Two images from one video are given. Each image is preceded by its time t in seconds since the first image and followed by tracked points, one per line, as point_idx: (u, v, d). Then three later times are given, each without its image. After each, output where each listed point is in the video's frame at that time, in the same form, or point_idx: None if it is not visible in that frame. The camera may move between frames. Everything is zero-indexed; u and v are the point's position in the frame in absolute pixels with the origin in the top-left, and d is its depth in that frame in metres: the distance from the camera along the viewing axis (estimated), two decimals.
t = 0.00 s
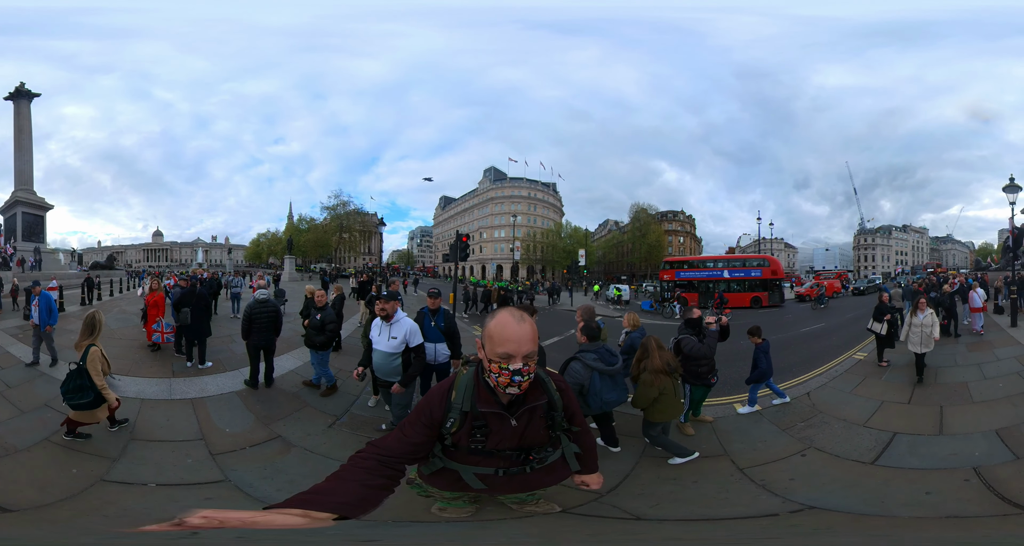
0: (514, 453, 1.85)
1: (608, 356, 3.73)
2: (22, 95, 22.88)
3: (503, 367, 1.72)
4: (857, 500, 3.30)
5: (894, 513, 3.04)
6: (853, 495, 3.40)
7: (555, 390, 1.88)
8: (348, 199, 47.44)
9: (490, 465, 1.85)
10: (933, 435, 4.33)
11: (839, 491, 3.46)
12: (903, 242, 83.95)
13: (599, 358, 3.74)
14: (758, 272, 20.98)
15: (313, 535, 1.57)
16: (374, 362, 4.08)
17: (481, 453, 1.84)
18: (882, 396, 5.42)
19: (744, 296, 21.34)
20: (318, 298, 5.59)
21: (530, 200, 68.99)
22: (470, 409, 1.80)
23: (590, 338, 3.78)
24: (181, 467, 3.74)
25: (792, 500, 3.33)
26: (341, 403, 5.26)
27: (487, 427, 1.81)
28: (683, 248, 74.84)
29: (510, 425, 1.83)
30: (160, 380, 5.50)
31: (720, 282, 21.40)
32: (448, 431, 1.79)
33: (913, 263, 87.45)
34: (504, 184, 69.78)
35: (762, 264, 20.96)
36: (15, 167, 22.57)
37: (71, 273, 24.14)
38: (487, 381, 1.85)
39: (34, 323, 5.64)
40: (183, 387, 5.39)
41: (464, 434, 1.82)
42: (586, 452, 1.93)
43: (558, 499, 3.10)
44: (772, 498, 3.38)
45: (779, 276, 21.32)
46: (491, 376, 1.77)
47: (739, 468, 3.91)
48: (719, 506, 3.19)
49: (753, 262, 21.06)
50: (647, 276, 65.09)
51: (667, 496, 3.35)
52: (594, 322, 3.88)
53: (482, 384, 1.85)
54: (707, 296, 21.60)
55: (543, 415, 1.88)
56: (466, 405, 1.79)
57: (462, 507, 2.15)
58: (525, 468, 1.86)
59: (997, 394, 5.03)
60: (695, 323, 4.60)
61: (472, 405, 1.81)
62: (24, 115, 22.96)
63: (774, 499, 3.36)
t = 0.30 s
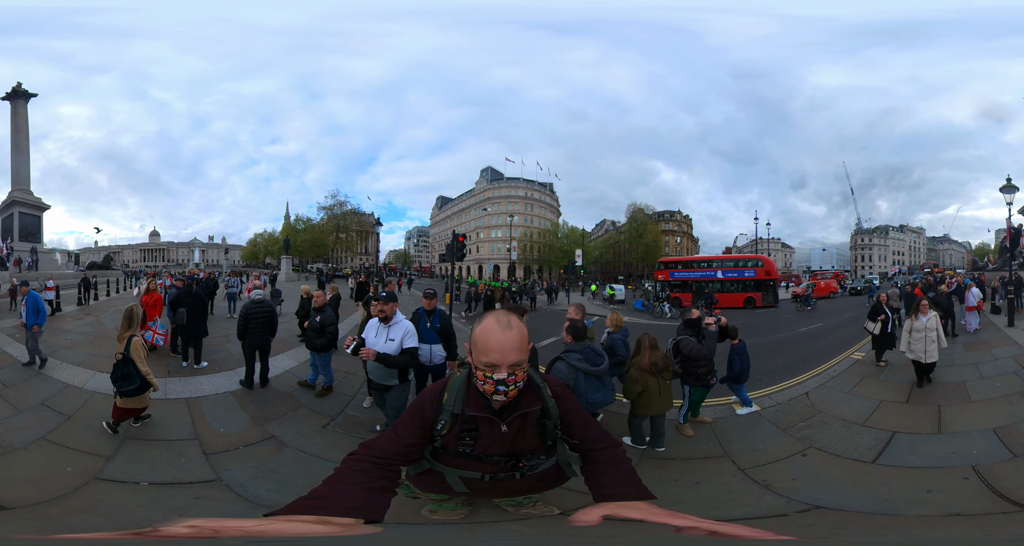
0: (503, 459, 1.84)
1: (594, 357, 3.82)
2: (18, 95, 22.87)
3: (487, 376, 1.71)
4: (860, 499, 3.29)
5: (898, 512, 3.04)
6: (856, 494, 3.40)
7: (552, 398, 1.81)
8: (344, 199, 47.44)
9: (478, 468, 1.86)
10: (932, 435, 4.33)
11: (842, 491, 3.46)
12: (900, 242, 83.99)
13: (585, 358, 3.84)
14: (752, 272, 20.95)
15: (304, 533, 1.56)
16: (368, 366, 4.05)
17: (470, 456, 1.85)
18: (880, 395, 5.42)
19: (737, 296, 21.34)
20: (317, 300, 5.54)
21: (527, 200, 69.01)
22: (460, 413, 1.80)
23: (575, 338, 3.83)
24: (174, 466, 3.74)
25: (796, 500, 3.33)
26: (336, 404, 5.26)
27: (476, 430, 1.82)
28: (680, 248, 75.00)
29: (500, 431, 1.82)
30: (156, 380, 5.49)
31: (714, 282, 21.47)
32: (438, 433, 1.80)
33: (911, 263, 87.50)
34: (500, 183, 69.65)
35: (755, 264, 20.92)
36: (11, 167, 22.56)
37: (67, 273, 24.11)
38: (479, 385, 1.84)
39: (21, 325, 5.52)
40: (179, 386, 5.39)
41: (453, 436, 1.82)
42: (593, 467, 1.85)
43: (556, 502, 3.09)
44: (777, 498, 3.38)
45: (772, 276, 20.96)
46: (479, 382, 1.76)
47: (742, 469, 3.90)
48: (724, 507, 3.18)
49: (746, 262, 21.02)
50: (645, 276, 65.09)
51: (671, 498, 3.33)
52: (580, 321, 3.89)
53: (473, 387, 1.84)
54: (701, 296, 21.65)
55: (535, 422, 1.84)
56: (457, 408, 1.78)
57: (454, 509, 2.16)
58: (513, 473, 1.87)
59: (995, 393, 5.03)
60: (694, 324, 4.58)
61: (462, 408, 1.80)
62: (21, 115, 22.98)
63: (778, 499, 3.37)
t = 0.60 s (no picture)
0: (486, 463, 1.85)
1: (583, 355, 3.82)
2: (14, 95, 22.81)
3: (475, 383, 1.74)
4: (857, 500, 3.29)
5: (894, 512, 3.04)
6: (853, 494, 3.40)
7: (544, 408, 1.80)
8: (341, 200, 47.44)
9: (461, 471, 1.87)
10: (929, 435, 4.33)
11: (840, 491, 3.47)
12: (898, 242, 84.09)
13: (575, 357, 3.84)
14: (743, 272, 20.94)
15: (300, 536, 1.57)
16: (366, 368, 4.04)
17: (455, 459, 1.86)
18: (877, 395, 5.43)
19: (728, 296, 21.36)
20: (316, 301, 5.50)
21: (524, 200, 69.04)
22: (451, 414, 1.81)
23: (565, 338, 3.84)
24: (170, 467, 3.73)
25: (794, 500, 3.34)
26: (332, 405, 5.26)
27: (464, 433, 1.84)
28: (677, 248, 75.05)
29: (486, 436, 1.84)
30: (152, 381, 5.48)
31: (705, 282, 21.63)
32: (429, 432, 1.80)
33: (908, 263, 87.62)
34: (497, 184, 69.67)
35: (747, 264, 20.84)
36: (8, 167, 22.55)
37: (64, 273, 24.09)
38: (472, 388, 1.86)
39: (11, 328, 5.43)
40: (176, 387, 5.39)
41: (441, 437, 1.85)
42: (584, 482, 1.82)
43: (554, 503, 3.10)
44: (773, 498, 3.38)
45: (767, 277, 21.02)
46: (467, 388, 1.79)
47: (739, 469, 3.90)
48: (723, 507, 3.18)
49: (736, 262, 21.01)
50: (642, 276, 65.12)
51: (669, 499, 3.33)
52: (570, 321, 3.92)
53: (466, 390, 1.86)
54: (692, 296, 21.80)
55: (523, 430, 1.85)
56: (448, 409, 1.79)
57: (449, 510, 2.14)
58: (495, 478, 1.88)
59: (992, 393, 5.04)
60: (690, 325, 4.60)
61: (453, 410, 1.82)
62: (17, 115, 22.93)
63: (776, 499, 3.36)
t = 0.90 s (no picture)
0: (483, 458, 1.83)
1: (574, 348, 3.99)
2: (12, 95, 22.83)
3: (472, 380, 1.75)
4: (844, 501, 3.30)
5: (874, 514, 3.05)
6: (841, 495, 3.41)
7: (540, 404, 1.80)
8: (338, 199, 47.45)
9: (458, 464, 1.86)
10: (922, 436, 4.34)
11: (830, 491, 3.48)
12: (894, 242, 84.29)
13: (567, 350, 4.03)
14: (732, 272, 20.92)
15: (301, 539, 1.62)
16: (364, 365, 4.04)
17: (454, 453, 1.86)
18: (871, 395, 5.44)
19: (717, 296, 21.39)
20: (317, 300, 5.50)
21: (520, 200, 69.16)
22: (450, 409, 1.82)
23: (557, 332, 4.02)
24: (169, 468, 3.74)
25: (781, 499, 3.34)
26: (330, 404, 5.25)
27: (462, 427, 1.83)
28: (673, 248, 75.09)
29: (484, 430, 1.83)
30: (149, 381, 5.49)
31: (695, 282, 21.89)
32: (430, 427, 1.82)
33: (904, 262, 87.80)
34: (494, 183, 69.66)
35: (736, 264, 20.80)
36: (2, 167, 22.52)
37: (62, 272, 24.15)
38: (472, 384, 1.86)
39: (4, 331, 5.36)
40: (173, 387, 5.39)
41: (440, 430, 1.85)
42: (568, 478, 1.88)
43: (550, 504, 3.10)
44: (761, 497, 3.38)
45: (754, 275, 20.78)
46: (466, 385, 1.79)
47: (730, 469, 3.91)
48: (712, 505, 3.20)
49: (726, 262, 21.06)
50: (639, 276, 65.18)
51: (655, 496, 3.36)
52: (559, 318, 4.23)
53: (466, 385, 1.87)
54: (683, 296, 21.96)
55: (518, 426, 1.83)
56: (447, 404, 1.80)
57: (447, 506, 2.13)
58: (491, 472, 1.85)
59: (988, 394, 5.06)
60: (683, 323, 4.60)
61: (452, 405, 1.82)
62: (14, 115, 22.97)
63: (763, 499, 3.36)
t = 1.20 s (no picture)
0: (468, 461, 1.85)
1: (562, 345, 4.27)
2: (7, 95, 22.83)
3: (452, 395, 1.76)
4: (846, 504, 3.29)
5: (887, 516, 3.03)
6: (840, 497, 3.41)
7: (528, 411, 1.81)
8: (334, 200, 47.45)
9: (446, 467, 1.88)
10: (921, 438, 4.34)
11: (830, 494, 3.47)
12: (891, 243, 84.39)
13: (555, 347, 4.28)
14: (720, 272, 20.94)
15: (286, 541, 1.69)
16: (354, 363, 4.06)
17: (440, 455, 1.89)
18: (869, 397, 5.44)
19: (706, 296, 21.51)
20: (312, 299, 5.57)
21: (517, 200, 69.24)
22: (432, 412, 1.89)
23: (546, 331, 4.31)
24: (169, 466, 3.74)
25: (780, 503, 3.33)
26: (326, 404, 5.24)
27: (446, 430, 1.88)
28: (669, 248, 75.18)
29: (467, 434, 1.86)
30: (147, 381, 5.48)
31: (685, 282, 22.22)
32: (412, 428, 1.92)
33: (901, 262, 87.84)
34: (490, 184, 69.64)
35: (724, 264, 20.82)
36: None
37: (58, 272, 24.13)
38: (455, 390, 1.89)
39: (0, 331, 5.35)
40: (170, 387, 5.38)
41: (425, 433, 1.91)
42: (562, 481, 1.87)
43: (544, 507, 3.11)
44: (758, 500, 3.38)
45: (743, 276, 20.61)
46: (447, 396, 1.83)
47: (726, 472, 3.91)
48: (706, 509, 3.20)
49: (715, 262, 21.10)
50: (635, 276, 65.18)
51: (644, 498, 3.36)
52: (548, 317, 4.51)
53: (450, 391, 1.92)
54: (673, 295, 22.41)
55: (503, 431, 1.85)
56: (429, 407, 1.89)
57: (434, 508, 2.19)
58: (478, 475, 1.85)
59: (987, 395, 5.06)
60: (677, 326, 4.60)
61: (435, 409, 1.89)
62: (10, 115, 22.99)
63: (760, 502, 3.35)
